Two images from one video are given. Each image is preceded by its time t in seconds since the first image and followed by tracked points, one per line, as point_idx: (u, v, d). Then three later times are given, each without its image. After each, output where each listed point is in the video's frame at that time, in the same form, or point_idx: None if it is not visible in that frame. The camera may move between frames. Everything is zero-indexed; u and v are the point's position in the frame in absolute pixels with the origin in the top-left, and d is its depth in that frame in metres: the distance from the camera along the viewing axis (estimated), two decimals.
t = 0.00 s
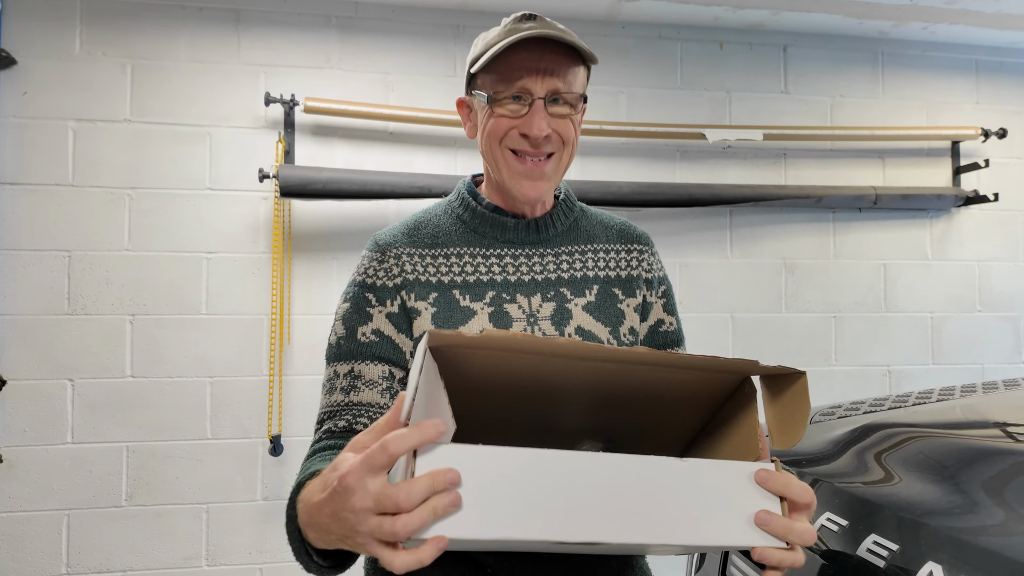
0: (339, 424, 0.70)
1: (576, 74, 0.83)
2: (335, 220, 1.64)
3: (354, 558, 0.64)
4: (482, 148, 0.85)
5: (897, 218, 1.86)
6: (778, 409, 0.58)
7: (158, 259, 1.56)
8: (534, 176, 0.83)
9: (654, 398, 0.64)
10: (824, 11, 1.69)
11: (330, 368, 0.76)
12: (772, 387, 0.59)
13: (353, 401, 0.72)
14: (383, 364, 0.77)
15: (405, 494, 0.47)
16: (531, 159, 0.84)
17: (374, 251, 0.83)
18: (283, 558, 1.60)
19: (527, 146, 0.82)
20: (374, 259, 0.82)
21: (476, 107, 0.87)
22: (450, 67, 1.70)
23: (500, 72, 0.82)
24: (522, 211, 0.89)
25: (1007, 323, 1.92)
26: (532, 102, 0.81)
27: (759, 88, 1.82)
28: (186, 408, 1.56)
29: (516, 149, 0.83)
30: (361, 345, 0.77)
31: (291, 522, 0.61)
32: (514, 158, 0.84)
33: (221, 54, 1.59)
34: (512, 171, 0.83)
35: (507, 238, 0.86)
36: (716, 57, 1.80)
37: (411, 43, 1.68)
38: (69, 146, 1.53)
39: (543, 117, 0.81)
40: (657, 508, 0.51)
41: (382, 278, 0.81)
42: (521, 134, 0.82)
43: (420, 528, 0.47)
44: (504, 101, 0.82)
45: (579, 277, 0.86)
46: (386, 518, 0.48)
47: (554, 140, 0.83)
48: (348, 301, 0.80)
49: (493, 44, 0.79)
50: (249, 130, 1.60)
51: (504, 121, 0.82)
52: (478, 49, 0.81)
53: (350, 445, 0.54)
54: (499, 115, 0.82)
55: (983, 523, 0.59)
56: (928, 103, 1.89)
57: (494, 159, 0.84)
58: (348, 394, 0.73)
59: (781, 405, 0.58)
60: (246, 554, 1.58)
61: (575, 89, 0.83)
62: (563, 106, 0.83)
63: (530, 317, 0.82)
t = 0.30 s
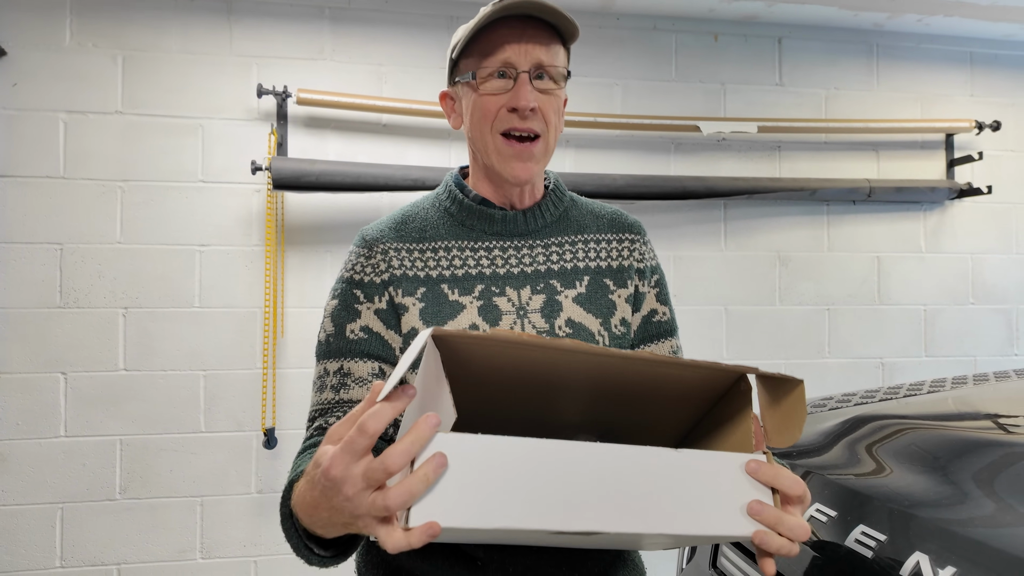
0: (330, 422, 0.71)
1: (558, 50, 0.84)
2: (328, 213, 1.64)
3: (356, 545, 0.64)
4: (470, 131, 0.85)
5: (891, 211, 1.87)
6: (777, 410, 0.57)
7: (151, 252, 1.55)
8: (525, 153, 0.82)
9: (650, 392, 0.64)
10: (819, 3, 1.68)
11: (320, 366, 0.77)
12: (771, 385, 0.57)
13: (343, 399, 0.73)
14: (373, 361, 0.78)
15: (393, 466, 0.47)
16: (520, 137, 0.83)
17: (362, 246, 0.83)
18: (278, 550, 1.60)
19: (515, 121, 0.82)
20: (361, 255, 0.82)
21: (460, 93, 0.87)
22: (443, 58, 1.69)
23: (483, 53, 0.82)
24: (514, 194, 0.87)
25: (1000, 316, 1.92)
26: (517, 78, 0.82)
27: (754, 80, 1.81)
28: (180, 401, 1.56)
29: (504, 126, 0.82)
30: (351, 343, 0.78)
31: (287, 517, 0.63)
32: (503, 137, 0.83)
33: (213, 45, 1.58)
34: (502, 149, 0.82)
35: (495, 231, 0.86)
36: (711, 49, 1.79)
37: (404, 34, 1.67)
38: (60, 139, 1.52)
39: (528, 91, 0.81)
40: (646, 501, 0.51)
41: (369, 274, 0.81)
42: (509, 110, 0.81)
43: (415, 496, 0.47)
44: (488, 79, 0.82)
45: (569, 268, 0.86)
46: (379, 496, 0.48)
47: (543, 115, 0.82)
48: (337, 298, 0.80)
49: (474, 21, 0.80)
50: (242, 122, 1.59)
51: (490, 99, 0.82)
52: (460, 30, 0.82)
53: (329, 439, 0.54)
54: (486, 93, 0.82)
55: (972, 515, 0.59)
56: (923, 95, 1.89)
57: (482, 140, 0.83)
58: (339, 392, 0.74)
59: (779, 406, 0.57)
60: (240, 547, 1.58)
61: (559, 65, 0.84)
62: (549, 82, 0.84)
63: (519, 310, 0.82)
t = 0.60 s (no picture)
0: (321, 414, 0.71)
1: (543, 35, 0.84)
2: (323, 205, 1.63)
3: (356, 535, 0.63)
4: (457, 121, 0.85)
5: (887, 204, 1.87)
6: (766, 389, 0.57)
7: (145, 244, 1.54)
8: (512, 140, 0.82)
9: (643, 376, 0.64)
10: None
11: (310, 359, 0.77)
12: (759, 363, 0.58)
13: (334, 392, 0.73)
14: (363, 354, 0.77)
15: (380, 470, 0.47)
16: (507, 124, 0.83)
17: (352, 239, 0.82)
18: (273, 542, 1.60)
19: (501, 108, 0.81)
20: (351, 248, 0.81)
21: (448, 84, 0.87)
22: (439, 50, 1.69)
23: (466, 41, 0.83)
24: (504, 183, 0.87)
25: (993, 309, 1.93)
26: (501, 64, 0.82)
27: (750, 73, 1.81)
28: (174, 394, 1.55)
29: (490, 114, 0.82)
30: (340, 336, 0.77)
31: (290, 503, 0.61)
32: (490, 126, 0.83)
33: (207, 37, 1.57)
34: (488, 137, 0.82)
35: (488, 221, 0.85)
36: (707, 41, 1.79)
37: (399, 26, 1.66)
38: (53, 130, 1.51)
39: (512, 76, 0.81)
40: (640, 491, 0.51)
41: (359, 266, 0.80)
42: (494, 97, 0.81)
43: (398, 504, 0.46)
44: (473, 67, 0.82)
45: (562, 259, 0.86)
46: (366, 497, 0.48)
47: (528, 101, 0.82)
48: (326, 290, 0.80)
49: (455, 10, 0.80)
50: (236, 114, 1.58)
51: (475, 86, 0.82)
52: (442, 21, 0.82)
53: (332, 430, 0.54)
54: (470, 82, 0.82)
55: (964, 505, 0.59)
56: (918, 88, 1.89)
57: (469, 129, 0.83)
58: (329, 386, 0.74)
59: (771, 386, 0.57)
60: (236, 540, 1.58)
61: (544, 49, 0.84)
62: (534, 67, 0.83)
63: (512, 302, 0.82)
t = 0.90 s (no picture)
0: (312, 399, 0.71)
1: (539, 17, 0.84)
2: (321, 196, 1.62)
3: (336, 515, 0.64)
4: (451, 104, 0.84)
5: (885, 195, 1.87)
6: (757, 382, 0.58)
7: (141, 235, 1.54)
8: (506, 120, 0.81)
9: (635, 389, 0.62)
10: None
11: (303, 346, 0.76)
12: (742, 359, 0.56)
13: (325, 378, 0.73)
14: (355, 342, 0.77)
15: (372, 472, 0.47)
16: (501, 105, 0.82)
17: (346, 224, 0.82)
18: (271, 533, 1.60)
19: (494, 89, 0.81)
20: (346, 233, 0.81)
21: (443, 70, 0.87)
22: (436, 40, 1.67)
23: (460, 24, 0.83)
24: (500, 167, 0.86)
25: (991, 301, 1.93)
26: (494, 46, 0.81)
27: (749, 63, 1.80)
28: (172, 385, 1.55)
29: (484, 94, 0.81)
30: (333, 323, 0.76)
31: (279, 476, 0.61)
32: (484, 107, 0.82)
33: (203, 26, 1.56)
34: (481, 118, 0.81)
35: (484, 209, 0.85)
36: (706, 31, 1.78)
37: (396, 15, 1.65)
38: (47, 120, 1.50)
39: (505, 57, 0.81)
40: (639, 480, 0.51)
41: (354, 253, 0.80)
42: (488, 78, 0.81)
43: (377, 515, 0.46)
44: (467, 50, 0.82)
45: (559, 247, 0.86)
46: (359, 488, 0.49)
47: (523, 81, 0.81)
48: (320, 277, 0.79)
49: None
50: (233, 104, 1.57)
51: (469, 68, 0.81)
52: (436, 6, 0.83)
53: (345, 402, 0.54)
54: (465, 63, 0.82)
55: (963, 494, 0.59)
56: (918, 79, 1.89)
57: (462, 111, 0.82)
58: (321, 372, 0.73)
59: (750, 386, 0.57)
60: (234, 531, 1.58)
61: (539, 31, 0.83)
62: (529, 49, 0.83)
63: (508, 290, 0.82)
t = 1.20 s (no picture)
0: (300, 381, 0.70)
1: (541, 5, 0.83)
2: (318, 188, 1.62)
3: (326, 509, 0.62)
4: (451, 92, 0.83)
5: (884, 187, 1.86)
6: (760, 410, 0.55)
7: (138, 226, 1.53)
8: (504, 109, 0.81)
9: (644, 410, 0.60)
10: None
11: (294, 327, 0.76)
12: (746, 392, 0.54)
13: (316, 362, 0.73)
14: (348, 326, 0.77)
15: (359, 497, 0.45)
16: (500, 94, 0.82)
17: (344, 208, 0.81)
18: (270, 524, 1.61)
19: (494, 77, 0.80)
20: (343, 218, 0.81)
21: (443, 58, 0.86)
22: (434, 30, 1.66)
23: (460, 11, 0.82)
24: (499, 156, 0.86)
25: (989, 292, 1.93)
26: (494, 34, 0.81)
27: (749, 54, 1.79)
28: (170, 377, 1.55)
29: (484, 83, 0.81)
30: (326, 307, 0.76)
31: (268, 467, 0.59)
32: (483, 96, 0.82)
33: (198, 16, 1.55)
34: (481, 107, 0.81)
35: (483, 197, 0.84)
36: (705, 22, 1.77)
37: (393, 5, 1.64)
38: (43, 111, 1.49)
39: (505, 46, 0.80)
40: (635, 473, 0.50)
41: (351, 237, 0.80)
42: (487, 67, 0.80)
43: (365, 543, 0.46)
44: (466, 37, 0.81)
45: (559, 236, 0.85)
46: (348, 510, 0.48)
47: (522, 70, 0.81)
48: (315, 259, 0.79)
49: None
50: (229, 95, 1.57)
51: (468, 56, 0.81)
52: None
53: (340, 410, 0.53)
54: (464, 51, 0.81)
55: (959, 484, 0.60)
56: (918, 70, 1.88)
57: (461, 99, 0.82)
58: (311, 355, 0.73)
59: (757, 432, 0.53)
60: (233, 522, 1.59)
61: (541, 19, 0.83)
62: (530, 37, 0.82)
63: (507, 279, 0.82)
